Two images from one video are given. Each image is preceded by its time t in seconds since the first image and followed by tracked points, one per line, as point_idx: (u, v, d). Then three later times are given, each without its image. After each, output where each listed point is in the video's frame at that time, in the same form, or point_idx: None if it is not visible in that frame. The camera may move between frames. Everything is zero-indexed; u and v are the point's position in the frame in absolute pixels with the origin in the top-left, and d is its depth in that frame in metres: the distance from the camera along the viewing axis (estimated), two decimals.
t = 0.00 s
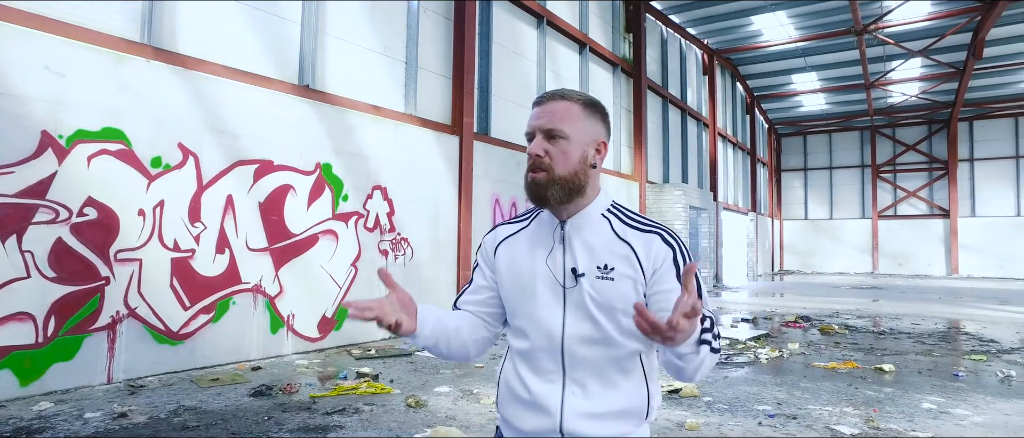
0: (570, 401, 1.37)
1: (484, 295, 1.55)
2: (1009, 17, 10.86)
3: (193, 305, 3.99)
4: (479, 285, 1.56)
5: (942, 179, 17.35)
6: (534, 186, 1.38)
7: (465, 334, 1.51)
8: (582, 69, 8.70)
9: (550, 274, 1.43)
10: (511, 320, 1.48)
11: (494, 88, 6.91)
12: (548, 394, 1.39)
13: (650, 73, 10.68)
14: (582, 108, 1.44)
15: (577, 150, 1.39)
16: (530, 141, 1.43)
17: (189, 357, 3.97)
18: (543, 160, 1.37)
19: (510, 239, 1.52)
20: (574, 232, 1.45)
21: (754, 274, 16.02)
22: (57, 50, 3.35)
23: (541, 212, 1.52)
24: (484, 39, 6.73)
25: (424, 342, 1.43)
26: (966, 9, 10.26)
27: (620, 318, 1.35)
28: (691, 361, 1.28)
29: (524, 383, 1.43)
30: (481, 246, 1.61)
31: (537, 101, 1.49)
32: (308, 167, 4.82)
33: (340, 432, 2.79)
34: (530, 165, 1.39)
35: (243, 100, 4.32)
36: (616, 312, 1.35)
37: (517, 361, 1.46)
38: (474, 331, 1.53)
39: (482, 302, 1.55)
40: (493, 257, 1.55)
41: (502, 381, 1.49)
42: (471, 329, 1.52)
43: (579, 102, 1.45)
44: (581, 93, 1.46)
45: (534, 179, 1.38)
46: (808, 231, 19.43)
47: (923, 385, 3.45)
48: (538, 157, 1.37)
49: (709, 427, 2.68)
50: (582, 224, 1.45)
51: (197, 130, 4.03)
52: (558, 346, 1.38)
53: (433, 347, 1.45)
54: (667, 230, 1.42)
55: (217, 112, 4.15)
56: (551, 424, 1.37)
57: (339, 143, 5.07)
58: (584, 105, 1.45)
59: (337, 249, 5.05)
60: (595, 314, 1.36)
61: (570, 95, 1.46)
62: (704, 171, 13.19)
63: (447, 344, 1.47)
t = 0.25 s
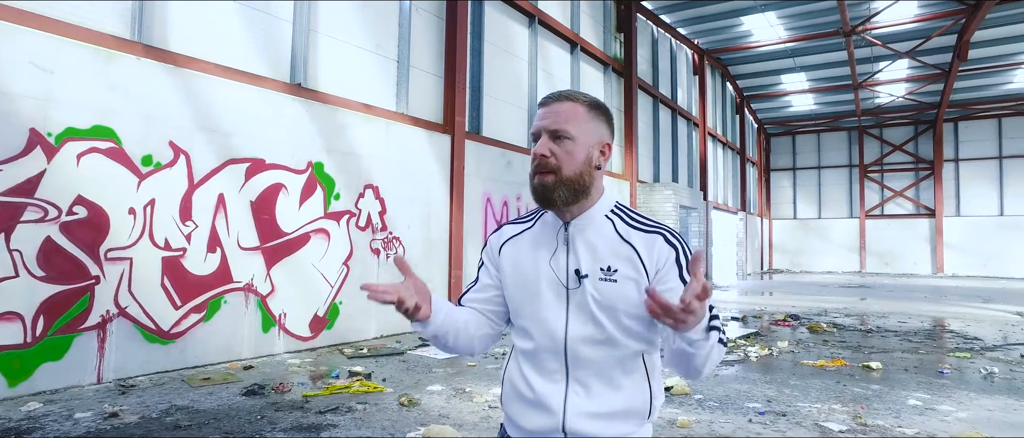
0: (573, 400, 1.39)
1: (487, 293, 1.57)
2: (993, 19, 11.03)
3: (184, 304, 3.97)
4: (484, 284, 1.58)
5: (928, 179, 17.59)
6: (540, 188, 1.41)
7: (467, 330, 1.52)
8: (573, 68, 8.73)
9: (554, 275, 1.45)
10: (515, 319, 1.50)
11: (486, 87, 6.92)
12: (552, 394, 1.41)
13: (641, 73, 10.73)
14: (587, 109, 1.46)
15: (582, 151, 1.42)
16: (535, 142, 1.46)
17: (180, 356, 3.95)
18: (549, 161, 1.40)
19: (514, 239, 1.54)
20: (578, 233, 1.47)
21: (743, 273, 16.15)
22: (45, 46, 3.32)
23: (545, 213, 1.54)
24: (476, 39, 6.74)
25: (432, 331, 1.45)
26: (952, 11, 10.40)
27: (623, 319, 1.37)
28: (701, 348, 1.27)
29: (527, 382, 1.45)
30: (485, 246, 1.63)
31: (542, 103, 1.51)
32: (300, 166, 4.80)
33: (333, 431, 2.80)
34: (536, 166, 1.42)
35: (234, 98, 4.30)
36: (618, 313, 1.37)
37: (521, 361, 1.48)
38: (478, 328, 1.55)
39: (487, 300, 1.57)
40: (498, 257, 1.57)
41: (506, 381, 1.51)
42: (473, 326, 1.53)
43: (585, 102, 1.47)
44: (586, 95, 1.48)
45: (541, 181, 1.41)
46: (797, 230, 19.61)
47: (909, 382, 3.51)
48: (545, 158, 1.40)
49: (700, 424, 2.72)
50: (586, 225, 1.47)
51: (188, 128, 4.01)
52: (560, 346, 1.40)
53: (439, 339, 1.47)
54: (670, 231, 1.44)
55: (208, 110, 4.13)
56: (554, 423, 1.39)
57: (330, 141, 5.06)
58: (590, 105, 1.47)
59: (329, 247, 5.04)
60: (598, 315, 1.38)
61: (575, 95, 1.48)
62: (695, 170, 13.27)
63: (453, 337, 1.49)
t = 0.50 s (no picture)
0: (580, 398, 1.41)
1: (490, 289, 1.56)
2: (979, 22, 11.18)
3: (176, 304, 3.95)
4: (486, 279, 1.57)
5: (916, 179, 17.80)
6: (556, 181, 1.43)
7: (470, 326, 1.51)
8: (565, 68, 8.76)
9: (561, 273, 1.47)
10: (519, 317, 1.51)
11: (478, 86, 6.93)
12: (559, 392, 1.43)
13: (632, 73, 10.79)
14: (600, 109, 1.50)
15: (597, 148, 1.46)
16: (549, 138, 1.48)
17: (172, 356, 3.93)
18: (568, 155, 1.42)
19: (519, 236, 1.56)
20: (584, 232, 1.50)
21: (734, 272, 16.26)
22: (36, 44, 3.29)
23: (551, 211, 1.57)
24: (469, 38, 6.75)
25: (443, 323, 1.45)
26: (939, 13, 10.54)
27: (630, 316, 1.41)
28: (721, 344, 1.26)
29: (533, 380, 1.46)
30: (487, 242, 1.64)
31: (555, 101, 1.54)
32: (293, 165, 4.79)
33: (329, 430, 2.80)
34: (553, 160, 1.43)
35: (227, 97, 4.29)
36: (626, 311, 1.41)
37: (526, 358, 1.49)
38: (481, 323, 1.54)
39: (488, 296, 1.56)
40: (502, 254, 1.58)
41: (510, 379, 1.53)
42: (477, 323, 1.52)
43: (597, 104, 1.51)
44: (598, 97, 1.52)
45: (557, 175, 1.43)
46: (787, 230, 19.77)
47: (898, 379, 3.57)
48: (563, 152, 1.42)
49: (693, 422, 2.75)
50: (593, 224, 1.50)
51: (180, 127, 3.99)
52: (569, 344, 1.42)
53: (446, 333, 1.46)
54: (673, 231, 1.49)
55: (201, 108, 4.11)
56: (562, 420, 1.41)
57: (323, 140, 5.06)
58: (602, 106, 1.52)
59: (321, 247, 5.03)
60: (606, 313, 1.41)
61: (587, 96, 1.52)
62: (686, 170, 13.35)
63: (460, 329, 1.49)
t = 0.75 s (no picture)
0: (586, 391, 1.44)
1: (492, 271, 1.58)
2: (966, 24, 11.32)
3: (169, 303, 3.93)
4: (489, 267, 1.58)
5: (904, 180, 18.00)
6: (570, 175, 1.46)
7: (473, 301, 1.52)
8: (558, 68, 8.78)
9: (567, 267, 1.49)
10: (522, 311, 1.53)
11: (472, 86, 6.94)
12: (565, 385, 1.45)
13: (625, 73, 10.84)
14: (608, 107, 1.54)
15: (607, 145, 1.50)
16: (562, 132, 1.49)
17: (165, 356, 3.91)
18: (582, 151, 1.45)
19: (523, 230, 1.58)
20: (589, 227, 1.54)
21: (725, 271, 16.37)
22: (27, 42, 3.27)
23: (555, 206, 1.60)
24: (462, 38, 6.75)
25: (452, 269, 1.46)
26: (927, 15, 10.67)
27: (634, 311, 1.45)
28: (727, 285, 1.28)
29: (538, 374, 1.48)
30: (487, 235, 1.65)
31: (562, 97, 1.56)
32: (286, 164, 4.78)
33: (324, 429, 2.80)
34: (567, 155, 1.46)
35: (220, 96, 4.27)
36: (630, 305, 1.45)
37: (530, 352, 1.50)
38: (482, 305, 1.55)
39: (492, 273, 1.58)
40: (505, 246, 1.59)
41: (513, 373, 1.54)
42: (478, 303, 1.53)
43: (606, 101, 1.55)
44: (605, 94, 1.56)
45: (571, 169, 1.46)
46: (777, 230, 19.92)
47: (887, 377, 3.62)
48: (577, 149, 1.45)
49: (687, 420, 2.78)
50: (597, 219, 1.54)
51: (173, 126, 3.97)
52: (575, 338, 1.45)
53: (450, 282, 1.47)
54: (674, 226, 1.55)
55: (194, 107, 4.09)
56: (567, 413, 1.44)
57: (317, 139, 5.05)
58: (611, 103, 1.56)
59: (315, 246, 5.02)
60: (611, 306, 1.45)
61: (595, 92, 1.55)
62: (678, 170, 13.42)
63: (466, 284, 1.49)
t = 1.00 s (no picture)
0: (586, 389, 1.45)
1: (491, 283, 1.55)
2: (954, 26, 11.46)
3: (162, 303, 3.91)
4: (487, 270, 1.57)
5: (893, 180, 18.20)
6: (574, 175, 1.49)
7: (476, 315, 1.50)
8: (551, 67, 8.80)
9: (566, 268, 1.51)
10: (522, 311, 1.53)
11: (465, 85, 6.93)
12: (566, 383, 1.46)
13: (617, 73, 10.88)
14: (607, 110, 1.58)
15: (608, 147, 1.53)
16: (563, 134, 1.52)
17: (158, 355, 3.89)
18: (585, 151, 1.47)
19: (522, 231, 1.59)
20: (588, 230, 1.56)
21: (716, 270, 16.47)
22: (18, 38, 3.24)
23: (552, 208, 1.62)
24: (456, 37, 6.76)
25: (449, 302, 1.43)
26: (915, 17, 10.79)
27: (633, 311, 1.48)
28: (729, 321, 1.30)
29: (538, 372, 1.49)
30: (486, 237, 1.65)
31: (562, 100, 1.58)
32: (280, 163, 4.76)
33: (319, 427, 2.80)
34: (571, 156, 1.48)
35: (213, 94, 4.25)
36: (629, 306, 1.47)
37: (530, 352, 1.51)
38: (484, 311, 1.53)
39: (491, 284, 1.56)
40: (505, 248, 1.60)
41: (512, 374, 1.55)
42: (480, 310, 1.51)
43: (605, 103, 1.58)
44: (603, 98, 1.59)
45: (575, 169, 1.48)
46: (768, 229, 20.06)
47: (878, 374, 3.67)
48: (581, 149, 1.47)
49: (681, 417, 2.80)
50: (596, 223, 1.56)
51: (166, 124, 3.95)
52: (576, 338, 1.46)
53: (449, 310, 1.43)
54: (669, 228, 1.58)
55: (187, 105, 4.07)
56: (568, 411, 1.45)
57: (310, 138, 5.03)
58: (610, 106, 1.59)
59: (308, 245, 5.01)
60: (611, 308, 1.47)
61: (595, 94, 1.58)
62: (670, 170, 13.49)
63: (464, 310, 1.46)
